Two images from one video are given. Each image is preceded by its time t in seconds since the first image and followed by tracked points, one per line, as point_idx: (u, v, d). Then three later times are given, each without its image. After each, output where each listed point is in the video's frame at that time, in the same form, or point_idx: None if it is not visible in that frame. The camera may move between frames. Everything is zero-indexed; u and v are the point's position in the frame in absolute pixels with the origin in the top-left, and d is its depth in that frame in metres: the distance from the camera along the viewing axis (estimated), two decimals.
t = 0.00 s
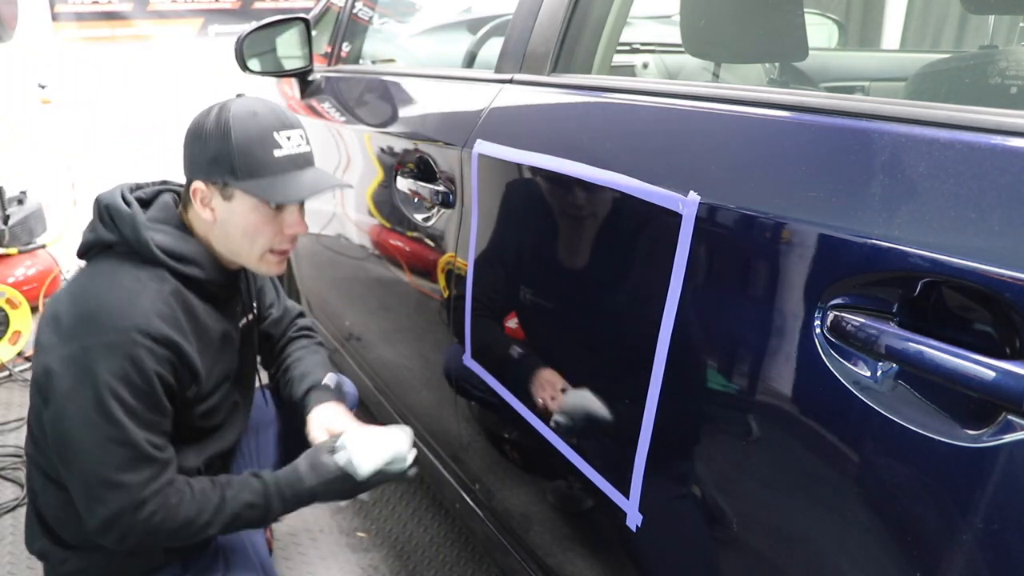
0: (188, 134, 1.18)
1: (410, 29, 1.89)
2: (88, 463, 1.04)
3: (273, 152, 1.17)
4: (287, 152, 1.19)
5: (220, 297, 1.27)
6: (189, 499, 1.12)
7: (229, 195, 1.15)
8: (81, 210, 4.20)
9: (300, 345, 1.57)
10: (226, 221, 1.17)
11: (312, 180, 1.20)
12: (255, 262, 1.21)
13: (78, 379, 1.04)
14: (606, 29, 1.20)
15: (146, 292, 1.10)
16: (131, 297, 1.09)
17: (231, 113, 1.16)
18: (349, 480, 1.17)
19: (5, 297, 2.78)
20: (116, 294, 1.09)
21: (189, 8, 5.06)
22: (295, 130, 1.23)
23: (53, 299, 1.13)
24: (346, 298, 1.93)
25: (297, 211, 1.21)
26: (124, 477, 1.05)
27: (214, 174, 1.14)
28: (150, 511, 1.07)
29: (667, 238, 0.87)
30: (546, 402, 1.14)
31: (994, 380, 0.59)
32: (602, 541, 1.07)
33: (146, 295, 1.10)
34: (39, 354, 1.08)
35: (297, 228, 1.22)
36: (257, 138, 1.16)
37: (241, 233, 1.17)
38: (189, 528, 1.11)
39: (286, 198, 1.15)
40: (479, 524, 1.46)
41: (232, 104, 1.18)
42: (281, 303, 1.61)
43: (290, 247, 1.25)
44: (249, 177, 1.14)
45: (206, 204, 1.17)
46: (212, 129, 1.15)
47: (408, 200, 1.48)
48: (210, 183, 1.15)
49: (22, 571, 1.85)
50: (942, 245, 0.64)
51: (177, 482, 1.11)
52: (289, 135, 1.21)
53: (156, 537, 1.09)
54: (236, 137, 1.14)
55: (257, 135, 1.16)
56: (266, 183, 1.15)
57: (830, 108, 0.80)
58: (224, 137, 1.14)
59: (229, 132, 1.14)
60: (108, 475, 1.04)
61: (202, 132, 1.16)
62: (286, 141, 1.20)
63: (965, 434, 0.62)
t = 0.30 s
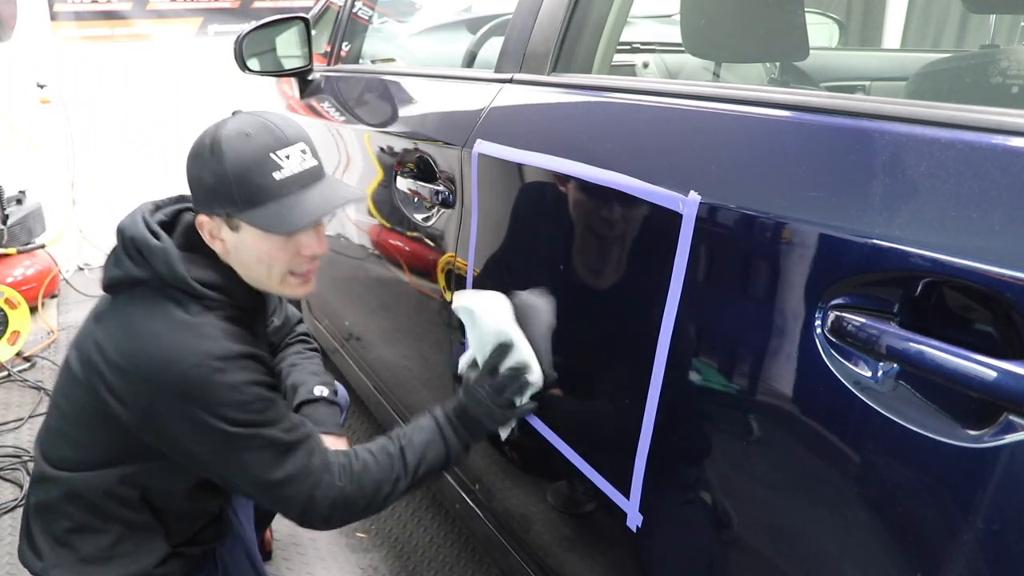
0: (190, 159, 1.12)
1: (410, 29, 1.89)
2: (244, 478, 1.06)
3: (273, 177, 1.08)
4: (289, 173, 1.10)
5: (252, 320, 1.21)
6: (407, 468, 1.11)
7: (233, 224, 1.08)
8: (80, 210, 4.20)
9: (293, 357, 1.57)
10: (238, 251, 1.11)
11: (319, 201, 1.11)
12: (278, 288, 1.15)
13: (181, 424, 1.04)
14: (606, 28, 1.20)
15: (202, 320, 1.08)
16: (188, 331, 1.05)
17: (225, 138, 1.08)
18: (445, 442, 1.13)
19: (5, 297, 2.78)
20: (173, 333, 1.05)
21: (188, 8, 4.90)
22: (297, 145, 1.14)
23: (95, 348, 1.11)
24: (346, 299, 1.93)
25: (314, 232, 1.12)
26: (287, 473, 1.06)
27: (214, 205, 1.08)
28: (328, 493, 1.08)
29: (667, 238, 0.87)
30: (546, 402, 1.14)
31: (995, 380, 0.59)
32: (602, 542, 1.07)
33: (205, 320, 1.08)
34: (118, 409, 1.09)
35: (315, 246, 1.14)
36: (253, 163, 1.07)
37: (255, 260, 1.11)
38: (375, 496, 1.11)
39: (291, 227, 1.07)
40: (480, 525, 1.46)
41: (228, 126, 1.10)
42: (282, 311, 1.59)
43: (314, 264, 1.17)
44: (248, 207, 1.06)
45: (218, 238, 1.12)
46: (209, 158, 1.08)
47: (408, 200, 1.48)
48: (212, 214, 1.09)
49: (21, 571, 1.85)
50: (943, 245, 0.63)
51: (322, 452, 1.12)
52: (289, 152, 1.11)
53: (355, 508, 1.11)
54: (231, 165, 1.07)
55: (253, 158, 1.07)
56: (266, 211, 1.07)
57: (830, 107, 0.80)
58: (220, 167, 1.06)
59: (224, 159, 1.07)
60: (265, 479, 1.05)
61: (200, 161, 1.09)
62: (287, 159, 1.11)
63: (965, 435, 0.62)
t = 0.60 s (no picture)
0: (239, 163, 1.11)
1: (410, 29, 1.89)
2: (254, 480, 0.98)
3: (324, 188, 1.07)
4: (339, 183, 1.09)
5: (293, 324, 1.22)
6: (447, 519, 0.89)
7: (285, 233, 1.08)
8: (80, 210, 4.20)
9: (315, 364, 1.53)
10: (287, 259, 1.11)
11: (369, 212, 1.10)
12: (329, 295, 1.15)
13: (207, 418, 1.01)
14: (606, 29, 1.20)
15: (236, 313, 1.06)
16: (221, 324, 1.04)
17: (276, 145, 1.07)
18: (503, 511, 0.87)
19: (4, 297, 2.78)
20: (206, 327, 1.05)
21: (188, 8, 4.89)
22: (348, 152, 1.12)
23: (137, 344, 1.11)
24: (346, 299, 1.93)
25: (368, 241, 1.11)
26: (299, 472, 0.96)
27: (264, 213, 1.07)
28: (336, 507, 0.95)
29: (667, 237, 0.87)
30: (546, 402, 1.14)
31: (995, 380, 0.59)
32: (602, 542, 1.07)
33: (238, 314, 1.06)
34: (158, 408, 1.08)
35: (366, 257, 1.12)
36: (304, 174, 1.06)
37: (304, 269, 1.11)
38: (393, 528, 0.92)
39: (344, 241, 1.06)
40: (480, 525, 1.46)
41: (279, 132, 1.08)
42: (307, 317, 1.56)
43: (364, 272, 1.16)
44: (300, 219, 1.06)
45: (266, 245, 1.12)
46: (258, 164, 1.07)
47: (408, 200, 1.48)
48: (262, 222, 1.08)
49: (21, 571, 1.85)
50: (943, 245, 0.63)
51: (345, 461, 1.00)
52: (340, 161, 1.10)
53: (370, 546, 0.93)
54: (281, 173, 1.05)
55: (304, 168, 1.06)
56: (318, 223, 1.06)
57: (831, 108, 0.80)
58: (270, 175, 1.05)
59: (275, 168, 1.05)
60: (274, 481, 0.96)
61: (250, 166, 1.08)
62: (337, 169, 1.09)
63: (966, 435, 0.62)
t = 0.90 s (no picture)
0: (228, 163, 1.10)
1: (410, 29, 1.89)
2: (265, 460, 1.02)
3: (315, 183, 1.07)
4: (332, 177, 1.09)
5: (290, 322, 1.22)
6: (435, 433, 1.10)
7: (282, 234, 1.09)
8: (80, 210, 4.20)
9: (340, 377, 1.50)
10: (287, 259, 1.12)
11: (364, 206, 1.10)
12: (331, 290, 1.16)
13: (206, 406, 1.03)
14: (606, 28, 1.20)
15: (228, 298, 1.08)
16: (214, 310, 1.06)
17: (264, 142, 1.06)
18: (423, 422, 1.09)
19: (5, 297, 2.78)
20: (197, 315, 1.06)
21: (188, 8, 4.85)
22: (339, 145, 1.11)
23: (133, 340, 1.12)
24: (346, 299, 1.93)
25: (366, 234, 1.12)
26: (314, 447, 1.02)
27: (258, 213, 1.07)
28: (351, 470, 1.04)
29: (667, 238, 0.87)
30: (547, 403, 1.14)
31: (995, 380, 0.59)
32: (602, 542, 1.07)
33: (228, 300, 1.08)
34: (155, 400, 1.09)
35: (365, 250, 1.14)
36: (294, 170, 1.05)
37: (305, 267, 1.11)
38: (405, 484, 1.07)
39: (339, 237, 1.06)
40: (480, 525, 1.46)
41: (267, 129, 1.08)
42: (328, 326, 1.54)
43: (365, 266, 1.17)
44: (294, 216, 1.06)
45: (263, 247, 1.12)
46: (247, 162, 1.07)
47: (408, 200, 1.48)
48: (256, 224, 1.09)
49: (21, 571, 1.85)
50: (943, 244, 0.63)
51: (346, 433, 1.08)
52: (332, 155, 1.09)
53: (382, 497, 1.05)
54: (271, 174, 1.05)
55: (294, 165, 1.06)
56: (311, 220, 1.06)
57: (831, 108, 0.80)
58: (260, 173, 1.05)
59: (264, 165, 1.05)
60: (292, 458, 1.01)
61: (239, 166, 1.08)
62: (330, 163, 1.09)
63: (966, 435, 0.62)
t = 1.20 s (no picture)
0: (230, 148, 1.11)
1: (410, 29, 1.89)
2: (295, 428, 1.05)
3: (317, 166, 1.07)
4: (333, 160, 1.09)
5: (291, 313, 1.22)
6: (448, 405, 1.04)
7: (283, 218, 1.09)
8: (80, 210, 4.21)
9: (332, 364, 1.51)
10: (289, 243, 1.12)
11: (366, 188, 1.10)
12: (334, 275, 1.15)
13: (221, 385, 1.06)
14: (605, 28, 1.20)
15: (229, 277, 1.09)
16: (216, 292, 1.08)
17: (265, 127, 1.07)
18: (500, 338, 1.01)
19: (4, 297, 2.78)
20: (200, 299, 1.07)
21: (188, 8, 4.69)
22: (339, 129, 1.11)
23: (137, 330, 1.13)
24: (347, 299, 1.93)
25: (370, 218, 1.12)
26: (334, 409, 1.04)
27: (262, 198, 1.07)
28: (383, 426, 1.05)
29: (667, 238, 0.87)
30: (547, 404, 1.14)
31: (995, 380, 0.59)
32: (602, 542, 1.07)
33: (225, 279, 1.09)
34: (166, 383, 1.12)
35: (366, 232, 1.13)
36: (296, 153, 1.06)
37: (307, 251, 1.11)
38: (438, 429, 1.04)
39: (343, 218, 1.06)
40: (479, 525, 1.46)
41: (267, 114, 1.08)
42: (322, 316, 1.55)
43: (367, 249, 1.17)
44: (297, 200, 1.06)
45: (267, 232, 1.12)
46: (248, 148, 1.07)
47: (408, 200, 1.48)
48: (259, 210, 1.09)
49: (21, 572, 1.85)
50: (944, 244, 0.63)
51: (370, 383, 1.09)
52: (332, 138, 1.09)
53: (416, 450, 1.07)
54: (274, 157, 1.05)
55: (296, 149, 1.06)
56: (315, 203, 1.06)
57: (831, 108, 0.80)
58: (263, 158, 1.05)
59: (266, 150, 1.05)
60: (315, 422, 1.04)
61: (241, 151, 1.08)
62: (331, 146, 1.09)
63: (966, 435, 0.62)
